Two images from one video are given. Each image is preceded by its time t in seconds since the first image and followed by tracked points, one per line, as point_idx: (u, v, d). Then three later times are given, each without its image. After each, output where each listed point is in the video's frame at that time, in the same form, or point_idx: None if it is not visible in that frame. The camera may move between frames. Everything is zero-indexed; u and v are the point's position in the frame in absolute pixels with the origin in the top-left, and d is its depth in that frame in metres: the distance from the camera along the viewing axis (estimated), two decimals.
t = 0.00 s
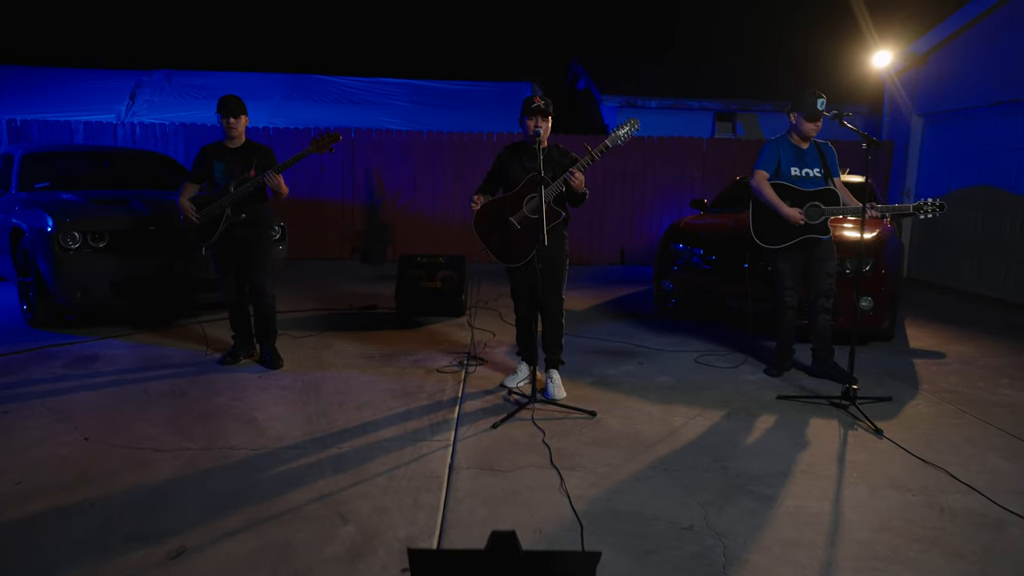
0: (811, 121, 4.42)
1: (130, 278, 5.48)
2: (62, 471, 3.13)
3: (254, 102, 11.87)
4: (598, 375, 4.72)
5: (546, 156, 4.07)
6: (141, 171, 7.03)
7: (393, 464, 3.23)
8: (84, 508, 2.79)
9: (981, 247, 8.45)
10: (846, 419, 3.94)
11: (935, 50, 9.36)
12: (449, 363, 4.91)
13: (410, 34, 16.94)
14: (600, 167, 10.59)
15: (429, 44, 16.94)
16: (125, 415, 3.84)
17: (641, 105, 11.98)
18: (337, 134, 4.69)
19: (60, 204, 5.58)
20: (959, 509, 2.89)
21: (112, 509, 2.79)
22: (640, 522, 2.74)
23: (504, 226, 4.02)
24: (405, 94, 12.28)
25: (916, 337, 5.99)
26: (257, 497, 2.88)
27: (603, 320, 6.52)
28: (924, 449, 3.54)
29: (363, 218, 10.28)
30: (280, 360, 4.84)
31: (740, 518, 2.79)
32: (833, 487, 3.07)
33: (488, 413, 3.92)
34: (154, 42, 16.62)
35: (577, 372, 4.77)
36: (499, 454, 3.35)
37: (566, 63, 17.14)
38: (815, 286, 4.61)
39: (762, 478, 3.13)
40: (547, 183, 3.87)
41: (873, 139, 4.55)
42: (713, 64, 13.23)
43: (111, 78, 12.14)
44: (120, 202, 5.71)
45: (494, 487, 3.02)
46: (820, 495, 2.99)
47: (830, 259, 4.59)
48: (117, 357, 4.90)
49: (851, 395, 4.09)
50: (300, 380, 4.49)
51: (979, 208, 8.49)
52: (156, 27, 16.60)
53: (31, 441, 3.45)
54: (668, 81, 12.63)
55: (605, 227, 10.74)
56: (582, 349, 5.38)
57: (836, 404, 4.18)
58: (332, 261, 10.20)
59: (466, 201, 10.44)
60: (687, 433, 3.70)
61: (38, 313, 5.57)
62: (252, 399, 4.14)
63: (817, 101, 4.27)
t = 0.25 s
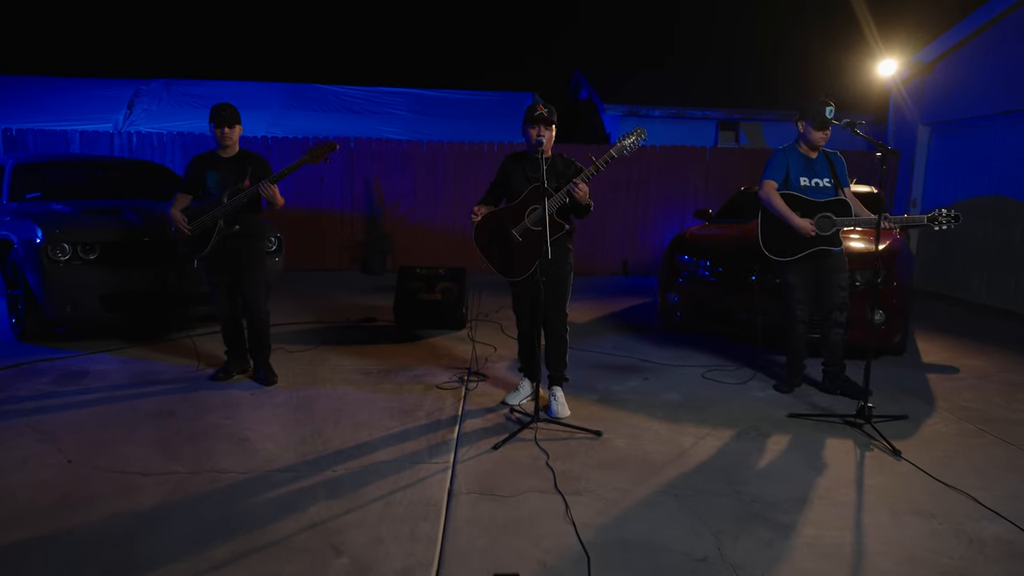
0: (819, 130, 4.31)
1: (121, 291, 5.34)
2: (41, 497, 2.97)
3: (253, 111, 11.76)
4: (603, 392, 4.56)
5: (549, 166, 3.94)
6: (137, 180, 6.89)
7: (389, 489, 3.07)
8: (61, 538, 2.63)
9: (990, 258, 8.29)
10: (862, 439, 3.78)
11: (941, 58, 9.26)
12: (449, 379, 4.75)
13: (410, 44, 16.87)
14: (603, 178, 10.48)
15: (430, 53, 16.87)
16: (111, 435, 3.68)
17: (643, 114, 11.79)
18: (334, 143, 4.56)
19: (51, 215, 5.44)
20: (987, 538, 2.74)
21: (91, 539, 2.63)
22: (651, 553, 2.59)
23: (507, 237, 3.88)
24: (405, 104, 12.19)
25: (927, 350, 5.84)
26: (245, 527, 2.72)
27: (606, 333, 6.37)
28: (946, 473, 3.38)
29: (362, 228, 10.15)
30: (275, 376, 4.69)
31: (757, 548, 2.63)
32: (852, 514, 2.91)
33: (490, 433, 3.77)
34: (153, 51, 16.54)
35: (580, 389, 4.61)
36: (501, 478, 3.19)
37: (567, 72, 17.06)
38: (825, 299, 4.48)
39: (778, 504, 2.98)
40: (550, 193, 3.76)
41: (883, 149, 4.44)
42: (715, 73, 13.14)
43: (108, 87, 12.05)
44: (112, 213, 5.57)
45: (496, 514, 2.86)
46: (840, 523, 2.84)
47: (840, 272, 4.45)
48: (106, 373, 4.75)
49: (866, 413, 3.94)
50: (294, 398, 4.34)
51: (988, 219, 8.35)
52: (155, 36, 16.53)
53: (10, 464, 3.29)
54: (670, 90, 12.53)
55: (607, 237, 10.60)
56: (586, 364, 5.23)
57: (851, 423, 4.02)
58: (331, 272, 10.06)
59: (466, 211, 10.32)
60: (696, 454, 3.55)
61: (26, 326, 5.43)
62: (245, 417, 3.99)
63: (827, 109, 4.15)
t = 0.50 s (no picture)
0: (827, 135, 4.22)
1: (112, 301, 5.22)
2: (19, 518, 2.84)
3: (252, 119, 11.67)
4: (606, 405, 4.43)
5: (551, 172, 3.82)
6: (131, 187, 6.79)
7: (385, 509, 2.94)
8: (37, 564, 2.49)
9: (997, 267, 8.16)
10: (874, 454, 3.66)
11: (946, 65, 9.17)
12: (448, 391, 4.62)
13: (410, 52, 16.80)
14: (604, 186, 10.39)
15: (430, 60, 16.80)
16: (97, 450, 3.55)
17: (643, 122, 11.69)
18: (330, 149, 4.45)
19: (42, 223, 5.33)
20: (1011, 562, 2.60)
21: (69, 564, 2.49)
22: None
23: (506, 244, 3.77)
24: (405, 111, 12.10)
25: (937, 361, 5.70)
26: (232, 551, 2.59)
27: (609, 343, 6.24)
28: (964, 491, 3.25)
29: (361, 237, 10.04)
30: (268, 389, 4.57)
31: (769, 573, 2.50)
32: (869, 536, 2.78)
33: (490, 448, 3.64)
34: (152, 58, 16.48)
35: (582, 402, 4.49)
36: (502, 497, 3.06)
37: (568, 79, 16.99)
38: (836, 309, 4.35)
39: (791, 525, 2.85)
40: (551, 200, 3.65)
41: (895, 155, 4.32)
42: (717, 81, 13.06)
43: (107, 94, 11.98)
44: (104, 221, 5.47)
45: (495, 536, 2.73)
46: (856, 545, 2.70)
47: (852, 281, 4.33)
48: (96, 386, 4.63)
49: (878, 427, 3.82)
50: (288, 411, 4.21)
51: (995, 227, 8.22)
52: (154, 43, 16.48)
53: None
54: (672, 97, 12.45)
55: (608, 246, 10.49)
56: (588, 376, 5.10)
57: (862, 437, 3.89)
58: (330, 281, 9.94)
59: (466, 220, 10.21)
60: (704, 471, 3.41)
61: (14, 337, 5.31)
62: (236, 432, 3.86)
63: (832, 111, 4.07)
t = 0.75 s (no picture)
0: (836, 132, 4.15)
1: (101, 306, 5.10)
2: None
3: (249, 121, 11.57)
4: (607, 412, 4.31)
5: (550, 173, 3.71)
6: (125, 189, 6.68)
7: (376, 525, 2.81)
8: None
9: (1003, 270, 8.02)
10: (885, 465, 3.53)
11: (950, 66, 9.06)
12: (444, 398, 4.50)
13: (409, 53, 16.71)
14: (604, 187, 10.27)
15: (429, 62, 16.71)
16: (80, 461, 3.42)
17: (644, 124, 11.55)
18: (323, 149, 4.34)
19: (30, 226, 5.20)
20: None
21: None
22: None
23: (503, 247, 3.66)
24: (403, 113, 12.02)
25: (945, 366, 5.58)
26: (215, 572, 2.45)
27: (609, 348, 6.12)
28: (981, 504, 3.12)
29: (359, 239, 9.92)
30: (260, 396, 4.44)
31: None
32: (884, 553, 2.65)
33: (486, 459, 3.51)
34: (149, 60, 16.36)
35: (582, 409, 4.36)
36: (499, 511, 2.94)
37: (568, 81, 16.90)
38: (847, 315, 4.24)
39: (801, 542, 2.72)
40: (551, 202, 3.53)
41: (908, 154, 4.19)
42: (717, 83, 12.97)
43: (103, 97, 11.88)
44: (94, 224, 5.34)
45: (492, 553, 2.60)
46: (871, 564, 2.58)
47: (863, 285, 4.21)
48: (83, 393, 4.50)
49: (889, 437, 3.69)
50: (279, 419, 4.08)
51: (1001, 229, 8.09)
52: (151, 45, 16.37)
53: None
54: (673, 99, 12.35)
55: (608, 248, 10.37)
56: (589, 382, 4.98)
57: (872, 447, 3.77)
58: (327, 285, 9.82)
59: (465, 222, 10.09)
60: (710, 483, 3.29)
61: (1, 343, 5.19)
62: (225, 441, 3.73)
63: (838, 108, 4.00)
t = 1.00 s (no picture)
0: (848, 130, 4.04)
1: (91, 311, 4.98)
2: None
3: (246, 122, 11.46)
4: (610, 422, 4.18)
5: (551, 174, 3.58)
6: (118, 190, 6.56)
7: (370, 544, 2.69)
8: None
9: (1012, 274, 7.89)
10: (899, 479, 3.40)
11: (957, 66, 8.93)
12: (442, 407, 4.38)
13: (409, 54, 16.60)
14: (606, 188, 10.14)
15: (430, 63, 16.59)
16: (64, 474, 3.30)
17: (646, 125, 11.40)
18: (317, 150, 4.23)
19: (19, 229, 5.08)
20: None
21: None
22: None
23: (501, 251, 3.54)
24: (402, 114, 11.92)
25: (955, 373, 5.45)
26: None
27: (611, 354, 6.00)
28: (1001, 520, 3.00)
29: (357, 242, 9.80)
30: (252, 404, 4.32)
31: None
32: None
33: (485, 472, 3.39)
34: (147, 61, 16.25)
35: (584, 419, 4.23)
36: (498, 528, 2.81)
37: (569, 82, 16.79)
38: (860, 322, 4.13)
39: (815, 563, 2.60)
40: (553, 204, 3.40)
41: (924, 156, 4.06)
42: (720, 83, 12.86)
43: (100, 98, 11.78)
44: (85, 227, 5.22)
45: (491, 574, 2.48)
46: None
47: (877, 291, 4.11)
48: (71, 401, 4.38)
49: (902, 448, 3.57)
50: (271, 429, 3.96)
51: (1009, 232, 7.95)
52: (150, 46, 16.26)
53: None
54: (675, 100, 12.23)
55: (610, 251, 10.24)
56: (591, 389, 4.85)
57: (884, 459, 3.64)
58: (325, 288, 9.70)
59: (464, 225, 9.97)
60: (719, 498, 3.17)
61: None
62: (216, 452, 3.61)
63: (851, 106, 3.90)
